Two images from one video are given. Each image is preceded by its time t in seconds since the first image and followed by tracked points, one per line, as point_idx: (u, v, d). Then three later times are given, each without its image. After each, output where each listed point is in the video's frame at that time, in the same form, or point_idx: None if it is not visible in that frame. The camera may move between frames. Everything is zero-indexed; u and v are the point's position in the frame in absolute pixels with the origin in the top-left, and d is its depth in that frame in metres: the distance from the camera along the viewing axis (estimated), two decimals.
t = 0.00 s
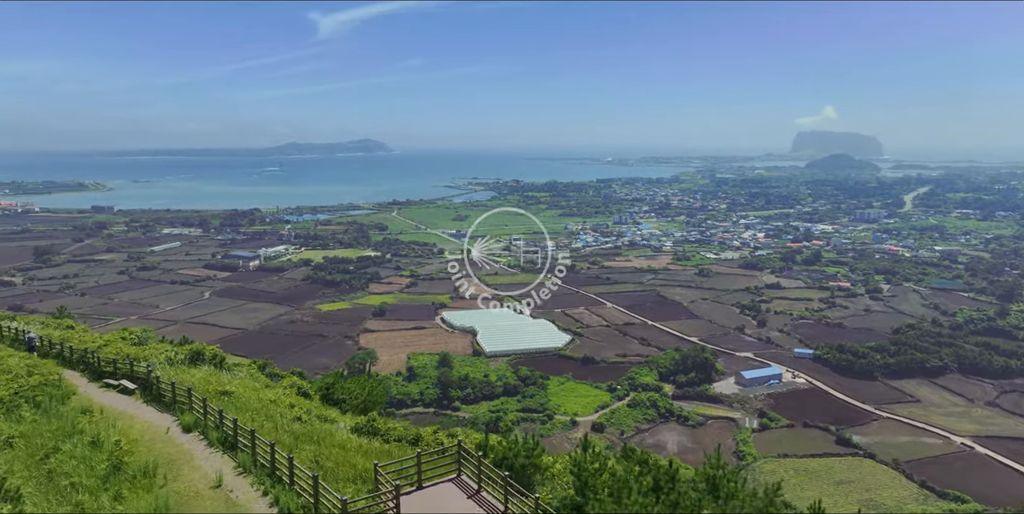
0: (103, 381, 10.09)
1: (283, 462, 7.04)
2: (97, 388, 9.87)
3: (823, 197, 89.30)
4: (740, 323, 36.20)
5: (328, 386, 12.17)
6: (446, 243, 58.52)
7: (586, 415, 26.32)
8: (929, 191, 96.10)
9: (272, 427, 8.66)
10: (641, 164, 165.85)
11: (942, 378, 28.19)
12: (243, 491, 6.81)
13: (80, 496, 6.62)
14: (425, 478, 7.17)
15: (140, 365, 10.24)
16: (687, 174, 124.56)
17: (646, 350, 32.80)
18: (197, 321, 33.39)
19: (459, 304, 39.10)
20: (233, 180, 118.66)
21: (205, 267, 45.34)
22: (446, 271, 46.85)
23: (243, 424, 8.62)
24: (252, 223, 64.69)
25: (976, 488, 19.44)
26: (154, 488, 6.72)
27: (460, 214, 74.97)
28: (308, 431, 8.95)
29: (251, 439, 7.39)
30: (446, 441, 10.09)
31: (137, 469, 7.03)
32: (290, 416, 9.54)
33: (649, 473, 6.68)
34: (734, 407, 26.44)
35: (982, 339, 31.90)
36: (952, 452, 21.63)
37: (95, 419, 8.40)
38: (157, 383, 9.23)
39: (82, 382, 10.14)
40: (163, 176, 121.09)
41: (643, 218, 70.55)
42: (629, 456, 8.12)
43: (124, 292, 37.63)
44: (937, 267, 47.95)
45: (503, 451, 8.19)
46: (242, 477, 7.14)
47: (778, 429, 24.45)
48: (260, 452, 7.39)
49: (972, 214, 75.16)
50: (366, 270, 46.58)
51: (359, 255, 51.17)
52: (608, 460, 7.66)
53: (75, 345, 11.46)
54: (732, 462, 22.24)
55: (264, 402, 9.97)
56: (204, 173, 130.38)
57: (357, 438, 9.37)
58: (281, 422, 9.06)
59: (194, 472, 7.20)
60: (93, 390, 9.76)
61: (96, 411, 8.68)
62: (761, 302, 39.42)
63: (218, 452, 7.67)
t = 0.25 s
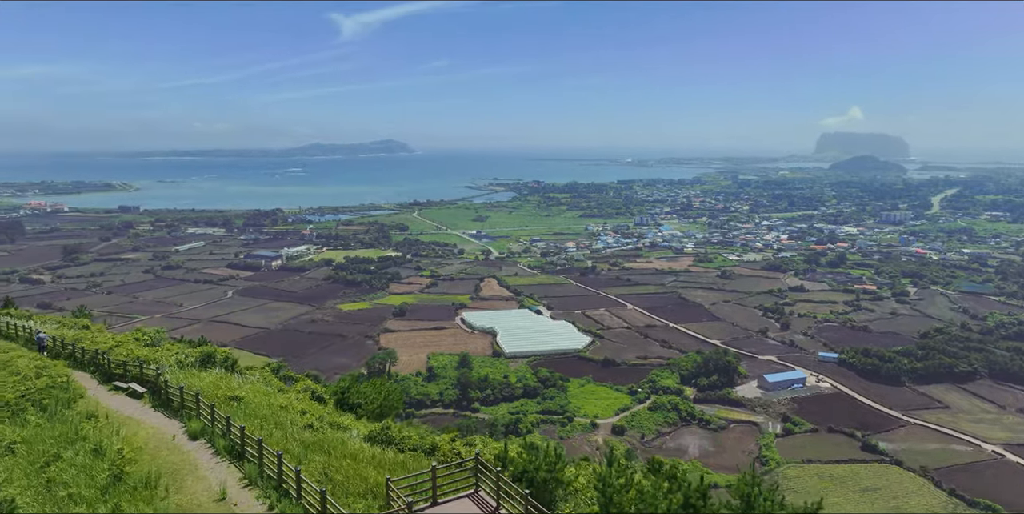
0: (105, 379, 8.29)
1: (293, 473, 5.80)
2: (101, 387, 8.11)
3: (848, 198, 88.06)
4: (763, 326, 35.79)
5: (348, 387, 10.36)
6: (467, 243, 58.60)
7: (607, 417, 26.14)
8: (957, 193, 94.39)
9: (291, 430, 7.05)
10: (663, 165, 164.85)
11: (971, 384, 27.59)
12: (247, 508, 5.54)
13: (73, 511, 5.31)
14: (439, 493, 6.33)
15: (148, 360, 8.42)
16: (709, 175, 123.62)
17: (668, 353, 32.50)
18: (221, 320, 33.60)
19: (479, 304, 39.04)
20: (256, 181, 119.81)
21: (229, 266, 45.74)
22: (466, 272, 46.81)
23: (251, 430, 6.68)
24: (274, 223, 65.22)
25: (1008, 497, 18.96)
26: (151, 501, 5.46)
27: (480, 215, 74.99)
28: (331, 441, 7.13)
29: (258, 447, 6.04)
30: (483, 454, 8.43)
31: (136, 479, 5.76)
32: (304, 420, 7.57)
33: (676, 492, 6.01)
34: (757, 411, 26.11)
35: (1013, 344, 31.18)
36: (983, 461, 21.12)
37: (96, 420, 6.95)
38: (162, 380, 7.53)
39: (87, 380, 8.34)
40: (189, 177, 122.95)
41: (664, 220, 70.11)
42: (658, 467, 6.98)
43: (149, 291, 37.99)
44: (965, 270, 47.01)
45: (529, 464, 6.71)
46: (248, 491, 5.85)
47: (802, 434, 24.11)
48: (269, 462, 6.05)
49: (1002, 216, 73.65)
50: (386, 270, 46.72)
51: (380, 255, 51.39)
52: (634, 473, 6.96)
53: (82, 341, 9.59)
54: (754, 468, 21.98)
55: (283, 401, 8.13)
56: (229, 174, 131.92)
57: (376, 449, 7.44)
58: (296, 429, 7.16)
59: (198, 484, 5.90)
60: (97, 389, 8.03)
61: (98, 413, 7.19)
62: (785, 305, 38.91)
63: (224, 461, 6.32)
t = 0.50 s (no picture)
0: (122, 385, 7.96)
1: (301, 486, 5.37)
2: (117, 394, 7.78)
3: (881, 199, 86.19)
4: (793, 329, 35.07)
5: (369, 390, 9.83)
6: (491, 243, 58.38)
7: (631, 420, 25.74)
8: (996, 194, 91.79)
9: (306, 437, 6.58)
10: (690, 165, 163.12)
11: (1011, 391, 26.68)
12: None
13: None
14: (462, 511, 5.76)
15: (163, 365, 8.06)
16: (737, 175, 121.94)
17: (695, 355, 31.97)
18: (246, 319, 33.80)
19: (503, 304, 38.83)
20: (284, 180, 120.95)
21: (255, 264, 46.10)
22: (490, 272, 46.62)
23: (262, 440, 6.25)
24: (300, 221, 65.68)
25: None
26: None
27: (505, 214, 74.75)
28: (349, 447, 6.60)
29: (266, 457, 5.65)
30: (514, 463, 7.77)
31: (140, 492, 5.41)
32: (319, 426, 7.08)
33: None
34: (786, 416, 25.52)
35: None
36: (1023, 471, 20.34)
37: (106, 430, 6.63)
38: (175, 387, 7.15)
39: (103, 386, 8.01)
40: (218, 176, 124.50)
41: (692, 220, 69.24)
42: (694, 490, 6.37)
43: (176, 289, 38.39)
44: (1004, 273, 45.61)
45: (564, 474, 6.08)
46: (254, 505, 5.45)
47: (832, 440, 23.52)
48: (278, 475, 5.67)
49: None
50: (411, 269, 46.72)
51: (405, 254, 51.41)
52: (670, 492, 6.47)
53: (102, 345, 9.31)
54: (783, 474, 21.43)
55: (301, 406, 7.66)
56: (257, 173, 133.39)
57: (395, 457, 6.91)
58: (310, 436, 6.65)
59: (202, 497, 5.53)
60: (112, 396, 7.70)
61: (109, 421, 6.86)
62: (815, 307, 38.11)
63: (232, 472, 5.94)
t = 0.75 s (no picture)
0: (132, 387, 7.62)
1: (312, 503, 4.91)
2: (127, 396, 7.44)
3: (919, 198, 83.83)
4: (828, 331, 34.05)
5: (391, 394, 9.40)
6: (518, 241, 57.86)
7: (660, 423, 25.08)
8: None
9: (322, 446, 6.16)
10: (721, 163, 160.69)
11: None
12: None
13: None
14: None
15: (175, 366, 7.70)
16: (769, 173, 119.71)
17: (726, 358, 31.15)
18: (272, 316, 33.74)
19: (530, 304, 38.33)
20: (312, 177, 121.64)
21: (281, 262, 46.17)
22: (516, 270, 46.12)
23: (273, 450, 5.81)
24: (327, 219, 65.79)
25: None
26: None
27: (532, 213, 74.12)
28: (367, 458, 6.17)
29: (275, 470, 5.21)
30: (543, 476, 7.30)
31: (140, 506, 5.01)
32: (336, 434, 6.66)
33: None
34: (821, 421, 24.65)
35: None
36: None
37: (112, 437, 6.25)
38: (185, 391, 6.76)
39: (114, 387, 7.68)
40: (246, 173, 125.71)
41: (723, 219, 68.00)
42: (736, 510, 5.86)
43: (203, 285, 38.53)
44: None
45: (599, 493, 5.61)
46: None
47: (869, 447, 22.63)
48: (288, 490, 5.22)
49: None
50: (436, 267, 46.40)
51: (431, 252, 51.12)
52: None
53: (116, 344, 8.99)
54: (817, 481, 20.62)
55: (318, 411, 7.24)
56: (285, 170, 134.39)
57: (416, 470, 6.45)
58: (324, 445, 6.22)
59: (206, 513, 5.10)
60: (122, 398, 7.35)
61: (117, 426, 6.52)
62: (851, 309, 36.99)
63: (241, 484, 5.53)
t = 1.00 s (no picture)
0: (143, 391, 7.28)
1: None
2: (137, 400, 7.10)
3: (958, 198, 81.51)
4: (863, 335, 33.04)
5: (412, 399, 8.99)
6: (543, 241, 57.31)
7: (688, 428, 24.41)
8: None
9: (336, 457, 5.75)
10: (751, 161, 158.23)
11: None
12: None
13: None
14: None
15: (187, 369, 7.34)
16: (801, 171, 117.46)
17: (756, 362, 30.35)
18: (295, 315, 33.66)
19: (555, 304, 37.81)
20: (337, 175, 122.22)
21: (305, 260, 46.18)
22: (542, 270, 45.58)
23: (284, 463, 5.40)
24: (351, 217, 65.83)
25: None
26: None
27: (558, 212, 73.44)
28: (385, 471, 5.75)
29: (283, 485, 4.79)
30: (572, 492, 6.84)
31: None
32: (352, 444, 6.24)
33: None
34: (855, 428, 23.79)
35: None
36: None
37: (116, 444, 5.89)
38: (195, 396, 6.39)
39: (125, 391, 7.36)
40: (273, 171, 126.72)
41: (753, 219, 66.78)
42: None
43: (228, 283, 38.62)
44: None
45: None
46: None
47: (905, 455, 21.76)
48: (297, 508, 4.79)
49: None
50: (461, 267, 46.05)
51: (455, 252, 50.81)
52: None
53: (130, 344, 8.68)
54: (851, 490, 19.85)
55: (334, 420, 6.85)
56: (312, 169, 135.18)
57: (437, 486, 6.01)
58: (340, 457, 5.81)
59: None
60: (132, 402, 7.02)
61: (123, 432, 6.17)
62: (887, 313, 35.89)
63: (249, 500, 5.14)
